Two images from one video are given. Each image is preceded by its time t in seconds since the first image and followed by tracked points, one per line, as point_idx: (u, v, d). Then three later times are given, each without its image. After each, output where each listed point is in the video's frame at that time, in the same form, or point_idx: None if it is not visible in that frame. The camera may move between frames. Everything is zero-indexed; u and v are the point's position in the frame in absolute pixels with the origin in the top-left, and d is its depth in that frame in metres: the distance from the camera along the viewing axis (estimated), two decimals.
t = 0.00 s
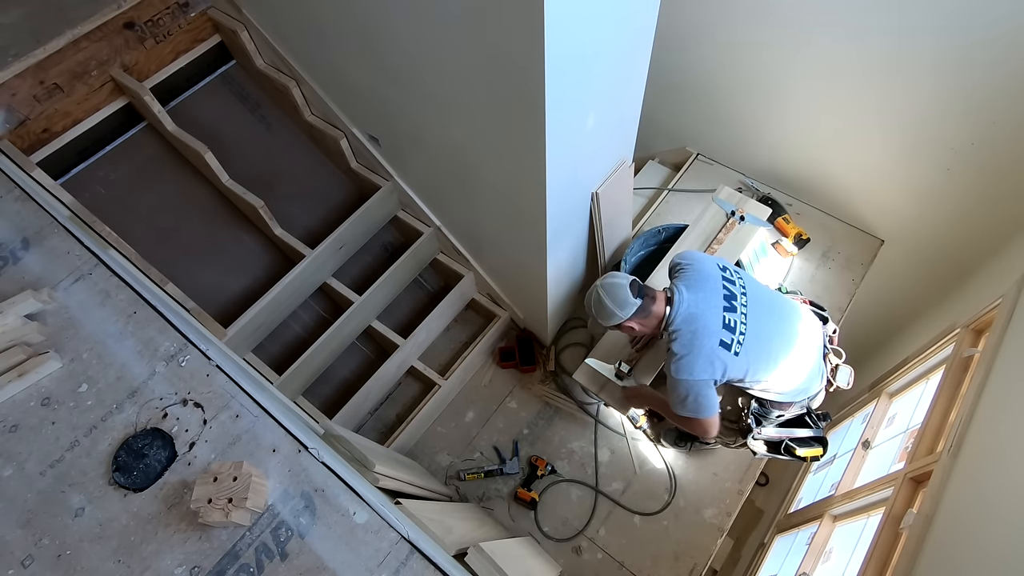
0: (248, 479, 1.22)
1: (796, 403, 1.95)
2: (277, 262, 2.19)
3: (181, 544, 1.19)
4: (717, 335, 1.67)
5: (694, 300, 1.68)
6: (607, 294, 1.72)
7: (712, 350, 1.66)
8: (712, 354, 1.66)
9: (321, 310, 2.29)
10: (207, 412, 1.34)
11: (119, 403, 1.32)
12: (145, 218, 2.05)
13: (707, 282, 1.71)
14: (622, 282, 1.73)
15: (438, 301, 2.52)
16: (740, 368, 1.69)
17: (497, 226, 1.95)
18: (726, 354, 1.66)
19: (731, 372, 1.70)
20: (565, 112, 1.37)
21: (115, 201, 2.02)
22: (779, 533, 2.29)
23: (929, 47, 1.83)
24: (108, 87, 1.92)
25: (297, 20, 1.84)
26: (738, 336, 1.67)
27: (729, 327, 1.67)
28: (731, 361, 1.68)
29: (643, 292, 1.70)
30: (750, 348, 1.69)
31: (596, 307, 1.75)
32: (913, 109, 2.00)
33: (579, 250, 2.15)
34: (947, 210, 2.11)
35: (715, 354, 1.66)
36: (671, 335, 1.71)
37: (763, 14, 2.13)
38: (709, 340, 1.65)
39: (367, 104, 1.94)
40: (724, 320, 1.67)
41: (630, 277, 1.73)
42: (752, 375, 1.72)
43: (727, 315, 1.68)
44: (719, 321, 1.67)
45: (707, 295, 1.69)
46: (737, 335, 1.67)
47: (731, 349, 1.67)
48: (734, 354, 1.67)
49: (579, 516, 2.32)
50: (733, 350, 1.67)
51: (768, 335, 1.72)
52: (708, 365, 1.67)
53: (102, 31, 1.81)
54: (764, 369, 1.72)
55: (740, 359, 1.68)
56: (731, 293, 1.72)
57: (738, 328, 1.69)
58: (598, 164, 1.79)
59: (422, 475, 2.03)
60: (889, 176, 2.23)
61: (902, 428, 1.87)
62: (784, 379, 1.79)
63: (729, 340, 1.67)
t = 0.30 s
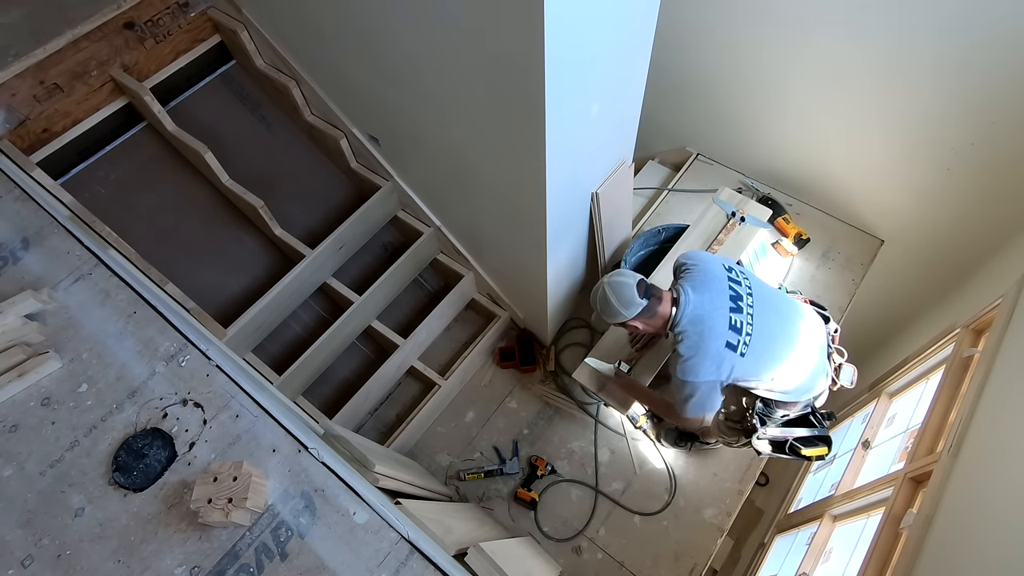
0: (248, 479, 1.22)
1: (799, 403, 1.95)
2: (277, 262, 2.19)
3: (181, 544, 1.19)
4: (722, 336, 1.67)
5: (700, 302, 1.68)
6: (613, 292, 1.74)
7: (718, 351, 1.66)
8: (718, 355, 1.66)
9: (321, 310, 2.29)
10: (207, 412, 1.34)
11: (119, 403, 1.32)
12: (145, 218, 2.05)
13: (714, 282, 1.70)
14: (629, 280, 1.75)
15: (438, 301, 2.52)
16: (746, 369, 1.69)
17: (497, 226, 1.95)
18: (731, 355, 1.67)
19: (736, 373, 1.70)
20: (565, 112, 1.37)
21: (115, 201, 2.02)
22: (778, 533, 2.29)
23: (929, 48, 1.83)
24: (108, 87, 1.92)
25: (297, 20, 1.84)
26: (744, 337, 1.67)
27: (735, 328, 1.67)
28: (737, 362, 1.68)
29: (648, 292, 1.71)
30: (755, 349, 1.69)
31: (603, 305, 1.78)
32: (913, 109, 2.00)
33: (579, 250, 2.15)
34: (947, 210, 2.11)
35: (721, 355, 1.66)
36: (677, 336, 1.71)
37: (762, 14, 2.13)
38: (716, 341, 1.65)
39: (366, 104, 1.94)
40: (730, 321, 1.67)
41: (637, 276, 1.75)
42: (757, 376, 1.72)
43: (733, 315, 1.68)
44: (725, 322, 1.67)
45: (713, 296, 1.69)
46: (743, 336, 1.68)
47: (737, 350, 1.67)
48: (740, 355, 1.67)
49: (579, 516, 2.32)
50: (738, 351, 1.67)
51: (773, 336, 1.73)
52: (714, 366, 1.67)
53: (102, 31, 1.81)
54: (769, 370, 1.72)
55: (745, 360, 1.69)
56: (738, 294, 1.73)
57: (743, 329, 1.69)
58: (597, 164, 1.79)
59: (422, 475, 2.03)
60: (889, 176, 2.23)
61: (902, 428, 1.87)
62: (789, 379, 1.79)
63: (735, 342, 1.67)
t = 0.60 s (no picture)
0: (248, 479, 1.22)
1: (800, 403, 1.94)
2: (277, 262, 2.19)
3: (181, 544, 1.19)
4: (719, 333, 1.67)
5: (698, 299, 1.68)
6: (615, 286, 1.72)
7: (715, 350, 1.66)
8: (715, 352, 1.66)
9: (321, 310, 2.29)
10: (207, 412, 1.34)
11: (119, 403, 1.32)
12: (145, 217, 2.05)
13: (715, 281, 1.69)
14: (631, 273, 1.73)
15: (438, 301, 2.52)
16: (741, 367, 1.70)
17: (497, 226, 1.95)
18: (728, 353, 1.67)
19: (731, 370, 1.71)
20: (566, 113, 1.37)
21: (115, 201, 2.02)
22: (778, 533, 2.29)
23: (930, 48, 1.83)
24: (108, 87, 1.91)
25: (298, 21, 1.84)
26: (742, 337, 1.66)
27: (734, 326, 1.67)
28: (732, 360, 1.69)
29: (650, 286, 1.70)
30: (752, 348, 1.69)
31: (603, 297, 1.77)
32: (913, 109, 2.00)
33: (579, 250, 2.15)
34: (947, 210, 2.11)
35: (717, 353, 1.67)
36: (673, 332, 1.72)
37: (762, 14, 2.13)
38: (713, 339, 1.65)
39: (366, 104, 1.94)
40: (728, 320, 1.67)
41: (640, 271, 1.73)
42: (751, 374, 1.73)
43: (733, 315, 1.68)
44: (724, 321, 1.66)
45: (712, 293, 1.69)
46: (742, 335, 1.67)
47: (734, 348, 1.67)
48: (737, 354, 1.68)
49: (579, 516, 2.32)
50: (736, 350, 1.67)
51: (771, 335, 1.72)
52: (711, 364, 1.67)
53: (102, 31, 1.81)
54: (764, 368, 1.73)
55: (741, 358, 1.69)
56: (738, 293, 1.72)
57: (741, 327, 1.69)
58: (597, 164, 1.79)
59: (422, 475, 2.03)
60: (889, 176, 2.23)
61: (902, 428, 1.87)
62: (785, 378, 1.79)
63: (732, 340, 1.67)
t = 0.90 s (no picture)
0: (249, 479, 1.22)
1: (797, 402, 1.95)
2: (277, 262, 2.19)
3: (181, 544, 1.19)
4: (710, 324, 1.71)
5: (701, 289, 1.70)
6: (617, 278, 1.72)
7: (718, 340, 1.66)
8: (717, 345, 1.66)
9: (321, 310, 2.29)
10: (207, 412, 1.34)
11: (119, 403, 1.32)
12: (145, 218, 2.05)
13: (716, 274, 1.71)
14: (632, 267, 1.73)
15: (438, 301, 2.52)
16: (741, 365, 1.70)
17: (497, 226, 1.95)
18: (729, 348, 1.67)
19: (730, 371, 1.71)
20: (566, 113, 1.37)
21: (115, 201, 2.02)
22: (779, 533, 2.29)
23: (930, 48, 1.83)
24: (108, 87, 1.91)
25: (297, 21, 1.84)
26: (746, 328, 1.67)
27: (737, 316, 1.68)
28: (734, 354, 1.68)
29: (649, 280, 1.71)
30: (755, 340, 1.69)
31: (606, 291, 1.76)
32: (912, 109, 2.00)
33: (579, 250, 2.15)
34: (948, 211, 2.11)
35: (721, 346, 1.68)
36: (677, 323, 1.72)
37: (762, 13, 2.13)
38: (714, 332, 1.66)
39: (366, 104, 1.94)
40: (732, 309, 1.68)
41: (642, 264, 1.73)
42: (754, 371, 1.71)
43: (735, 307, 1.68)
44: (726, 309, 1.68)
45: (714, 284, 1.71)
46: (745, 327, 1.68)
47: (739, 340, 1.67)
48: (742, 346, 1.67)
49: (579, 516, 2.32)
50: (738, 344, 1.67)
51: (772, 327, 1.72)
52: (716, 357, 1.67)
53: (102, 31, 1.81)
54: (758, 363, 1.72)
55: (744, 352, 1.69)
56: (740, 286, 1.73)
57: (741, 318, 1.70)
58: (597, 164, 1.79)
59: (422, 475, 2.03)
60: (889, 177, 2.23)
61: (902, 428, 1.87)
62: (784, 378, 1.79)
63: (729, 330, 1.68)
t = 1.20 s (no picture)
0: (248, 479, 1.22)
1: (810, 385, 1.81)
2: (277, 262, 2.19)
3: (181, 544, 1.19)
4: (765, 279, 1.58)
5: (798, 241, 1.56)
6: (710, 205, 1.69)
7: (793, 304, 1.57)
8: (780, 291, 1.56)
9: (322, 310, 2.29)
10: (207, 412, 1.34)
11: (119, 403, 1.32)
12: (145, 218, 2.05)
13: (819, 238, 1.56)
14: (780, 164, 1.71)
15: (438, 301, 2.52)
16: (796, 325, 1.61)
17: (497, 226, 1.95)
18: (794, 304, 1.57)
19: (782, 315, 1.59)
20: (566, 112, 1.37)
21: (115, 201, 2.02)
22: (779, 533, 2.29)
23: (930, 48, 1.83)
24: (108, 87, 1.91)
25: (297, 21, 1.85)
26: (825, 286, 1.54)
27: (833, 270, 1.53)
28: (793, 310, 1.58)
29: (738, 194, 1.76)
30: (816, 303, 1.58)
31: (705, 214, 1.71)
32: (912, 108, 2.00)
33: (579, 250, 2.15)
34: (947, 211, 2.11)
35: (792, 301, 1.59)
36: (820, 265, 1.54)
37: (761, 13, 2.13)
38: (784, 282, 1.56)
39: (366, 104, 1.94)
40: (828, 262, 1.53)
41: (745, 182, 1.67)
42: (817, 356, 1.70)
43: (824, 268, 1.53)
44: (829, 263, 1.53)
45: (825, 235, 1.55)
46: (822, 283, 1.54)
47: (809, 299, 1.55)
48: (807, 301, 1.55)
49: (579, 516, 2.32)
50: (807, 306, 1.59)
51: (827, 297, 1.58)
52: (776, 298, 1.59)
53: (102, 31, 1.81)
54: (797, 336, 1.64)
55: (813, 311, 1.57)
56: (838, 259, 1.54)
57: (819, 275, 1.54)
58: (597, 164, 1.79)
59: (422, 475, 2.03)
60: (889, 176, 2.22)
61: (902, 428, 1.87)
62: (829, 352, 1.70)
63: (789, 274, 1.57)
